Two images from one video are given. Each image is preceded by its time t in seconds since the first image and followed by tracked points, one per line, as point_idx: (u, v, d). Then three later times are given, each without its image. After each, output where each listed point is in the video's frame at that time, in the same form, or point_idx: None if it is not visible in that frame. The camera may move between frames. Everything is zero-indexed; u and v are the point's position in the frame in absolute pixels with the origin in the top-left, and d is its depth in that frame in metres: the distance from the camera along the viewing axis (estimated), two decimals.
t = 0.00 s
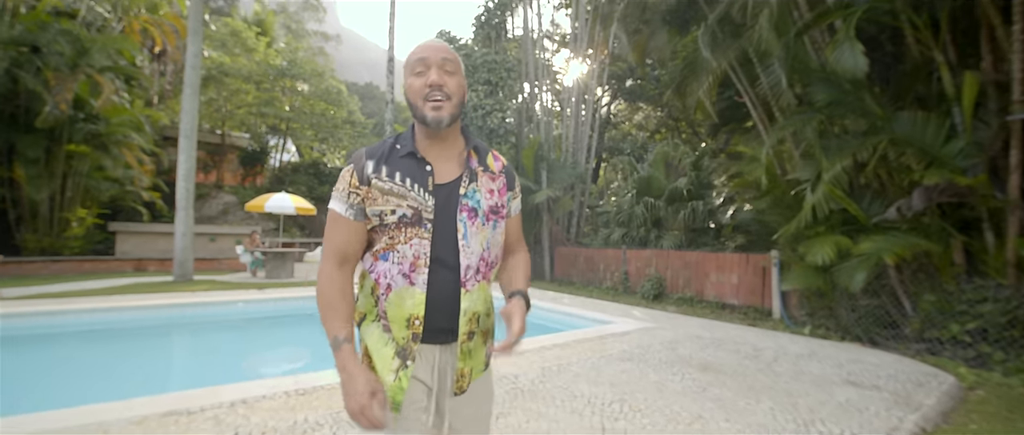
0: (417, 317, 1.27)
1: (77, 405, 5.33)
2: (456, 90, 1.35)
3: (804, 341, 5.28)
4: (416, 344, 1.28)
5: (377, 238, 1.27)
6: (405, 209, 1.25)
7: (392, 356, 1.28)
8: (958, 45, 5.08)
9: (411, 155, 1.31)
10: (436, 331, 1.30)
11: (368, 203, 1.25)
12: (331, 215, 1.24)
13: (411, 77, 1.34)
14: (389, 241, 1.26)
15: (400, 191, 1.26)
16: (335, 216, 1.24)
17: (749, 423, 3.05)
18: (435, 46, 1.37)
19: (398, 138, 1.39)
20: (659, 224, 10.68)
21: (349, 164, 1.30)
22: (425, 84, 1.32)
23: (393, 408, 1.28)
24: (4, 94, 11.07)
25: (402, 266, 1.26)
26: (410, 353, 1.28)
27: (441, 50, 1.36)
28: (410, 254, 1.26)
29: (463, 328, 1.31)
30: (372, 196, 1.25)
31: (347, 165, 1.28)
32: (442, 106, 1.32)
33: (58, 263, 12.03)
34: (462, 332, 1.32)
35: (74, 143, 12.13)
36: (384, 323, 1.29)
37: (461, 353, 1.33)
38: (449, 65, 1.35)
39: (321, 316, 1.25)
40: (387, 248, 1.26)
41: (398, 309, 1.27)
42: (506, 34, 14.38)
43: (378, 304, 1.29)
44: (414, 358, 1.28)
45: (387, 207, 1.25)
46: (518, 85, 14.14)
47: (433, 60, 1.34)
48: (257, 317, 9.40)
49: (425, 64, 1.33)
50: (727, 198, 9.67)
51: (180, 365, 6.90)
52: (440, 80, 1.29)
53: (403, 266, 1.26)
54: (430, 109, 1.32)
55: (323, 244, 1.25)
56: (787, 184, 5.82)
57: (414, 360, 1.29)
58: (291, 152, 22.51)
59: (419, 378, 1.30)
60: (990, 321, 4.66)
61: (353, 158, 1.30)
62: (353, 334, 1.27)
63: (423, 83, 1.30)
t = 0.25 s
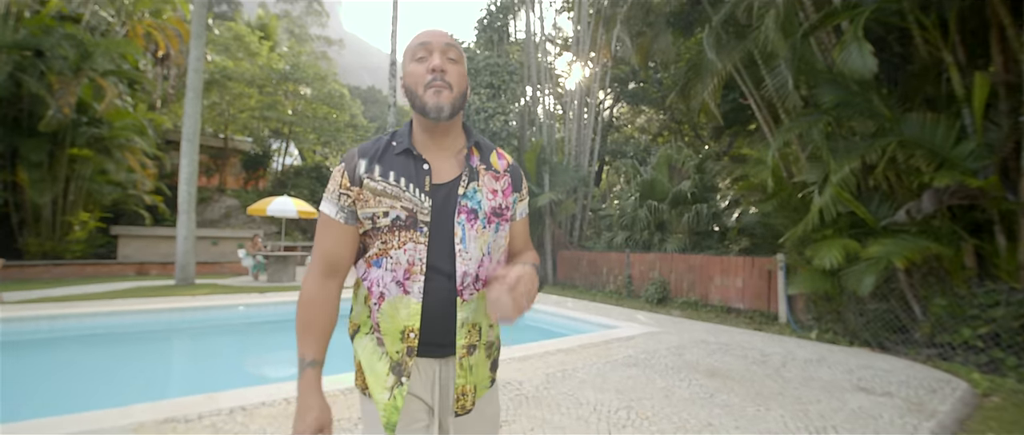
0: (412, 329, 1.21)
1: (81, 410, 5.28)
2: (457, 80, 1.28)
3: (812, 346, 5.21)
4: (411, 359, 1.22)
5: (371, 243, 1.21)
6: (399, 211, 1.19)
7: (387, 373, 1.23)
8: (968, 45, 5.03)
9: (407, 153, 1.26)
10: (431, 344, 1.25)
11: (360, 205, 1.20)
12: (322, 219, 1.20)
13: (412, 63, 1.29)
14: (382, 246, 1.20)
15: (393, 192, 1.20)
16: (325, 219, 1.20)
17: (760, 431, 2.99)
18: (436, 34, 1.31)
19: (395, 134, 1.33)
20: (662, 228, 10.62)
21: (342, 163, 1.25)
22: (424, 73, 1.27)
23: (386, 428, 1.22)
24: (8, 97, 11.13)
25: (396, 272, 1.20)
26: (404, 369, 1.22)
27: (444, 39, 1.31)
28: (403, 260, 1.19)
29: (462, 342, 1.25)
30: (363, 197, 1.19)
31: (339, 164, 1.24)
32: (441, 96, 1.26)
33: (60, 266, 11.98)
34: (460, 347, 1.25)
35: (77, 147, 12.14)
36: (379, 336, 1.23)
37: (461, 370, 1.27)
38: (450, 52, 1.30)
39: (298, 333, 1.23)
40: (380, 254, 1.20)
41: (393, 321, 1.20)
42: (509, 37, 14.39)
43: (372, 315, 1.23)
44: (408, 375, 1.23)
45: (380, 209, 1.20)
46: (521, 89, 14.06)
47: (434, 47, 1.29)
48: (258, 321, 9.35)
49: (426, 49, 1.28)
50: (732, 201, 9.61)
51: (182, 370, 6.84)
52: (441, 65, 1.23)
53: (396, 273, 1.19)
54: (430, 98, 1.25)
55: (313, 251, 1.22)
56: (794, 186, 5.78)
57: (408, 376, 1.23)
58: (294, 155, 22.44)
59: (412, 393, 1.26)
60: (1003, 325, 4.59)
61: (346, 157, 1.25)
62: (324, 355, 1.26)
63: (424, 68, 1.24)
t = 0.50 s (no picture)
0: (403, 344, 1.18)
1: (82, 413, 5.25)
2: (462, 90, 1.25)
3: (817, 351, 5.16)
4: (402, 374, 1.18)
5: (364, 250, 1.18)
6: (394, 218, 1.16)
7: (377, 386, 1.18)
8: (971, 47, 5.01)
9: (405, 158, 1.23)
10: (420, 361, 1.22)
11: (354, 210, 1.17)
12: (313, 225, 1.16)
13: (417, 71, 1.26)
14: (376, 255, 1.17)
15: (389, 199, 1.17)
16: (316, 224, 1.16)
17: None
18: (442, 38, 1.28)
19: (393, 138, 1.30)
20: (664, 231, 10.58)
21: (337, 166, 1.22)
22: (429, 79, 1.23)
23: None
24: (10, 101, 11.14)
25: (389, 284, 1.17)
26: (395, 384, 1.18)
27: (452, 46, 1.27)
28: (395, 270, 1.16)
29: (457, 359, 1.23)
30: (359, 203, 1.17)
31: (334, 167, 1.21)
32: (446, 106, 1.23)
33: (61, 270, 11.95)
34: (460, 364, 1.23)
35: (78, 150, 12.13)
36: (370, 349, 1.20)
37: (461, 390, 1.24)
38: (456, 61, 1.26)
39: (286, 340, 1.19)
40: (372, 263, 1.17)
41: (384, 335, 1.17)
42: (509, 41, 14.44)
43: (362, 328, 1.20)
44: (398, 391, 1.19)
45: (375, 216, 1.17)
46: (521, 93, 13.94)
47: (441, 53, 1.25)
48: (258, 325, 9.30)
49: (432, 57, 1.25)
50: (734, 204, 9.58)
51: (182, 373, 6.80)
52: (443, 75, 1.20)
53: (389, 284, 1.17)
54: (432, 107, 1.23)
55: (303, 255, 1.17)
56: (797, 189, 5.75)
57: (399, 393, 1.19)
58: (295, 159, 22.39)
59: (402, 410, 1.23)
60: (1010, 330, 4.56)
61: (342, 159, 1.22)
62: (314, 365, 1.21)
63: (427, 76, 1.21)
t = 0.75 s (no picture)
0: (403, 345, 1.13)
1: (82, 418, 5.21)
2: (475, 100, 1.22)
3: (823, 357, 5.09)
4: (400, 375, 1.14)
5: (364, 250, 1.12)
6: (398, 218, 1.12)
7: (375, 388, 1.13)
8: (977, 49, 4.96)
9: (410, 158, 1.18)
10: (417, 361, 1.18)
11: (357, 209, 1.10)
12: (312, 222, 1.07)
13: (430, 75, 1.21)
14: (377, 254, 1.11)
15: (394, 199, 1.12)
16: (314, 221, 1.06)
17: None
18: (455, 41, 1.23)
19: (394, 137, 1.24)
20: (667, 236, 10.54)
21: (336, 162, 1.15)
22: (442, 87, 1.19)
23: None
24: (17, 107, 11.22)
25: (390, 283, 1.11)
26: (393, 386, 1.14)
27: (466, 50, 1.23)
28: (397, 270, 1.11)
29: (453, 359, 1.20)
30: (363, 202, 1.10)
31: (333, 164, 1.13)
32: (455, 115, 1.19)
33: (65, 274, 11.95)
34: (455, 364, 1.20)
35: (84, 156, 12.15)
36: (366, 350, 1.14)
37: (455, 389, 1.21)
38: (473, 72, 1.23)
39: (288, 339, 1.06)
40: (373, 262, 1.11)
41: (383, 335, 1.12)
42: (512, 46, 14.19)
43: (358, 327, 1.14)
44: (397, 392, 1.14)
45: (378, 215, 1.11)
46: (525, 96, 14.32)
47: (457, 63, 1.21)
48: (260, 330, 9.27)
49: (448, 64, 1.20)
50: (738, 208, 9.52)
51: (184, 378, 6.78)
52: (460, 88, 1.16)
53: (392, 284, 1.11)
54: (443, 115, 1.19)
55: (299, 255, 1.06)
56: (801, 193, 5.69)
57: (398, 394, 1.15)
58: (299, 164, 22.36)
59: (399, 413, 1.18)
60: (1021, 336, 4.51)
61: (342, 155, 1.15)
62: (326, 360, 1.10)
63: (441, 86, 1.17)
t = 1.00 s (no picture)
0: (407, 346, 1.11)
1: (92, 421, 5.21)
2: (470, 112, 1.23)
3: (836, 363, 4.99)
4: (406, 376, 1.12)
5: (370, 255, 1.12)
6: (402, 223, 1.12)
7: (378, 389, 1.11)
8: (992, 49, 4.87)
9: (414, 167, 1.18)
10: (426, 361, 1.16)
11: (363, 215, 1.11)
12: (319, 229, 1.09)
13: (427, 88, 1.22)
14: (382, 259, 1.11)
15: (398, 204, 1.12)
16: (323, 227, 1.08)
17: None
18: (455, 54, 1.25)
19: (399, 148, 1.25)
20: (676, 240, 10.45)
21: (344, 170, 1.16)
22: (436, 99, 1.20)
23: None
24: (33, 114, 11.30)
25: (395, 287, 1.11)
26: (398, 387, 1.12)
27: (466, 63, 1.24)
28: (402, 275, 1.11)
29: (460, 364, 1.17)
30: (368, 209, 1.11)
31: (341, 173, 1.15)
32: (448, 126, 1.20)
33: (79, 279, 12.06)
34: (462, 368, 1.17)
35: (98, 162, 12.26)
36: (370, 351, 1.12)
37: (463, 394, 1.17)
38: (467, 85, 1.23)
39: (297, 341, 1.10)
40: (378, 267, 1.11)
41: (387, 336, 1.11)
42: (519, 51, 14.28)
43: (363, 329, 1.13)
44: (402, 393, 1.12)
45: (383, 220, 1.11)
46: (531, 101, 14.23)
47: (452, 75, 1.22)
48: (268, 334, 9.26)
49: (443, 76, 1.21)
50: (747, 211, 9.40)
51: (192, 381, 6.77)
52: (451, 100, 1.17)
53: (396, 287, 1.11)
54: (436, 126, 1.19)
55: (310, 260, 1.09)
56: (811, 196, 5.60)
57: (403, 395, 1.12)
58: (308, 169, 22.41)
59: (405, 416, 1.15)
60: None
61: (349, 164, 1.16)
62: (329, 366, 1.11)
63: (435, 98, 1.18)
